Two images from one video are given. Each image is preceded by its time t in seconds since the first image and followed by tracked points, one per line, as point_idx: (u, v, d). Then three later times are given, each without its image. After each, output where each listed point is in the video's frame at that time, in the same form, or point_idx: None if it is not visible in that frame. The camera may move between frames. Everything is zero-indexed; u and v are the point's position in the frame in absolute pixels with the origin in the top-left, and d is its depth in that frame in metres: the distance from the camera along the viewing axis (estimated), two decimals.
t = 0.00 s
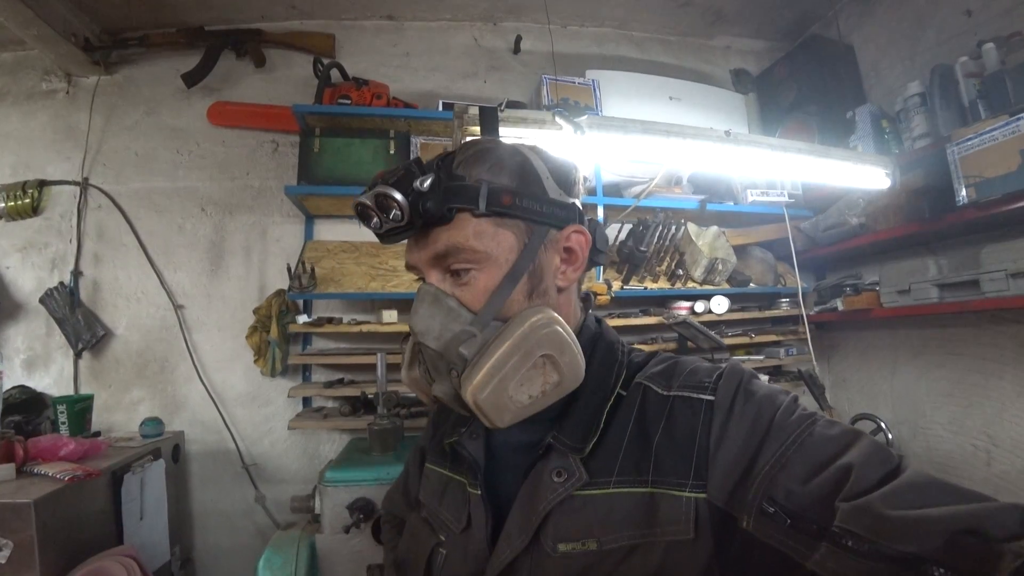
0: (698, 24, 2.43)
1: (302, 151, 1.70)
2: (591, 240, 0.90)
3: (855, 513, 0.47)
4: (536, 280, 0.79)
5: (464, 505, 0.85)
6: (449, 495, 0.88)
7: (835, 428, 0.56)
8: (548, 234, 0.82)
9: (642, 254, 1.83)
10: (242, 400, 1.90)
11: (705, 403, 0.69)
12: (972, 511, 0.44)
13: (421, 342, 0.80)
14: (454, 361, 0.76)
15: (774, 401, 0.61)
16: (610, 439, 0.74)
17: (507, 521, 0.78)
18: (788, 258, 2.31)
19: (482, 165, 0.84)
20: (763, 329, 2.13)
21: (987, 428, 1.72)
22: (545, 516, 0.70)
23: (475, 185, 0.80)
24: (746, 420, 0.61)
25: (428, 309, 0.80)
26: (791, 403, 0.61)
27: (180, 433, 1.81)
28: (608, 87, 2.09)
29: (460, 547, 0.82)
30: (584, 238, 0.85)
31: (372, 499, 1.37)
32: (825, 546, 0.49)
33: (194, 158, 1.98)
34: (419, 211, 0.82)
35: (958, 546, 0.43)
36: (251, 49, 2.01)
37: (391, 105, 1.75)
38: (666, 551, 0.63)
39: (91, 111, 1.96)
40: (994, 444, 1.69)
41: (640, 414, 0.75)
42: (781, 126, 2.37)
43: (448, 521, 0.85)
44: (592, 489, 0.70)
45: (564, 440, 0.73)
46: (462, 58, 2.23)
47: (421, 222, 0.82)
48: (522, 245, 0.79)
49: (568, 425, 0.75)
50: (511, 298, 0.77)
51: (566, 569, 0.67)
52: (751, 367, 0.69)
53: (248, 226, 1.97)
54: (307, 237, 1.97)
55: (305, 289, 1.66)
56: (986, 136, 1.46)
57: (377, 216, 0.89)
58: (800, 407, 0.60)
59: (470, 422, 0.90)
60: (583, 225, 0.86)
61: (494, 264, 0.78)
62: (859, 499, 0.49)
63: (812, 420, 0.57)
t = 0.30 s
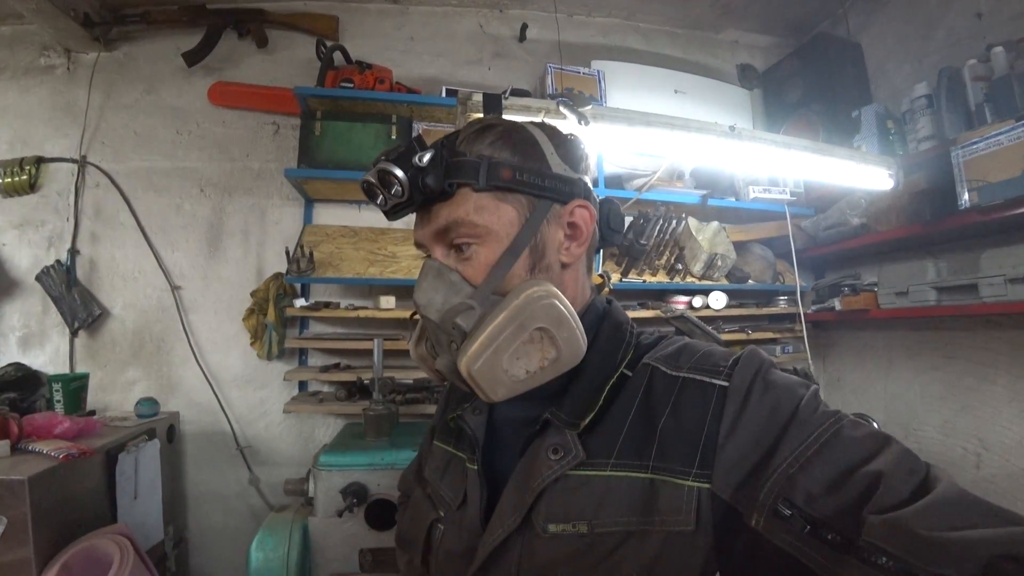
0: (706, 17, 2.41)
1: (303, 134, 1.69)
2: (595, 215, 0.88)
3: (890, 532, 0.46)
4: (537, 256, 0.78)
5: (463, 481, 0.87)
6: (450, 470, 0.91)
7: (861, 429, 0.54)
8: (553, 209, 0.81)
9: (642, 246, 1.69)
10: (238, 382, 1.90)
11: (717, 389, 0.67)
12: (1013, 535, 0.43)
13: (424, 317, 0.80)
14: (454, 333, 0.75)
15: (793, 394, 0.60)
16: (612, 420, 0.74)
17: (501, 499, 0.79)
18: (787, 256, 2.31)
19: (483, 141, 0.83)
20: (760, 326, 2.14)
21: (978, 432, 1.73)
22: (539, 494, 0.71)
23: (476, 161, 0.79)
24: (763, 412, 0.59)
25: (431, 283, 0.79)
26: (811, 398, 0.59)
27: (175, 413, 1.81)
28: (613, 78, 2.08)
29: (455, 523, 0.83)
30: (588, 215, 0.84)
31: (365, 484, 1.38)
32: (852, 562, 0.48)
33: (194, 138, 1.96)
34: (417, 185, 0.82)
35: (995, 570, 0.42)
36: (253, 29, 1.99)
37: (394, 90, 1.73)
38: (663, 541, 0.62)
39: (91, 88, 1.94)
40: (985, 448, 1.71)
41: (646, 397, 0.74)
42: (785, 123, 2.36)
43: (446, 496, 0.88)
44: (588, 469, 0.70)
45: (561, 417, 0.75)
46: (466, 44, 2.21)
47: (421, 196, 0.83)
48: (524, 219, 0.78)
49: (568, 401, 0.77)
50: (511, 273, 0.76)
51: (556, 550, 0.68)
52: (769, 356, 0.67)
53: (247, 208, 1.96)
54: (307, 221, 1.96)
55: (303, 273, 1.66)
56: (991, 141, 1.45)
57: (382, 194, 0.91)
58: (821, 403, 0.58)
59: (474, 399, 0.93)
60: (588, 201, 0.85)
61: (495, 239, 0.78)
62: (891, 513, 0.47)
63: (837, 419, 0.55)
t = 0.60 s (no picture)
0: (709, 12, 2.39)
1: (300, 117, 1.67)
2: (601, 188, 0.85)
3: (918, 554, 0.45)
4: (537, 231, 0.77)
5: (466, 472, 0.87)
6: (455, 462, 0.92)
7: (887, 439, 0.53)
8: (553, 182, 0.79)
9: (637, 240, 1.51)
10: (228, 365, 1.89)
11: (735, 387, 0.66)
12: None
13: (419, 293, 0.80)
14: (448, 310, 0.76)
15: (815, 396, 0.58)
16: (621, 416, 0.73)
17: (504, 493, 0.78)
18: (781, 254, 2.32)
19: (484, 112, 0.83)
20: (752, 323, 2.15)
21: (962, 434, 1.76)
22: (542, 494, 0.70)
23: (475, 130, 0.79)
24: (782, 415, 0.58)
25: (426, 258, 0.79)
26: (833, 401, 0.58)
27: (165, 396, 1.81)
28: (614, 70, 2.06)
29: (457, 514, 0.83)
30: (593, 189, 0.82)
31: (354, 470, 1.38)
32: None
33: (189, 118, 1.93)
34: (413, 152, 0.83)
35: None
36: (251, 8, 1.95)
37: (393, 75, 1.71)
38: (674, 545, 0.61)
39: (84, 64, 1.90)
40: (968, 450, 1.73)
41: (658, 393, 0.74)
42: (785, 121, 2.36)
43: (449, 485, 0.89)
44: (596, 467, 0.70)
45: (569, 411, 0.74)
46: (468, 31, 2.19)
47: (417, 164, 0.84)
48: (523, 192, 0.77)
49: (575, 396, 0.76)
50: (508, 248, 0.75)
51: (559, 549, 0.67)
52: (789, 354, 0.66)
53: (242, 191, 1.94)
54: (301, 205, 1.95)
55: (297, 257, 1.65)
56: (987, 146, 1.46)
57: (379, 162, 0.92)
58: (844, 408, 0.57)
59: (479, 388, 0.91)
60: (592, 175, 0.82)
61: (492, 212, 0.77)
62: (918, 530, 0.46)
63: (862, 427, 0.54)
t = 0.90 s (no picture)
0: (704, 10, 2.40)
1: (292, 107, 1.65)
2: (617, 185, 0.87)
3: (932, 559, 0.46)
4: (555, 227, 0.77)
5: (474, 471, 0.85)
6: (458, 459, 0.90)
7: (907, 442, 0.53)
8: (571, 175, 0.80)
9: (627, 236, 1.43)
10: (217, 356, 1.88)
11: (754, 388, 0.65)
12: None
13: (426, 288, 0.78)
14: (457, 310, 0.74)
15: (834, 398, 0.58)
16: (638, 418, 0.72)
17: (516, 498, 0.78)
18: (771, 253, 2.35)
19: (501, 99, 0.82)
20: (740, 321, 2.17)
21: (943, 433, 1.79)
22: (557, 500, 0.70)
23: (494, 116, 0.78)
24: (800, 418, 0.58)
25: (436, 250, 0.78)
26: (851, 403, 0.57)
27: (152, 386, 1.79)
28: (608, 67, 2.06)
29: (468, 515, 0.83)
30: (611, 183, 0.84)
31: (343, 463, 1.38)
32: None
33: (179, 106, 1.91)
34: (428, 134, 0.80)
35: None
36: None
37: (387, 66, 1.70)
38: (695, 548, 0.62)
39: (72, 49, 1.86)
40: (949, 449, 1.76)
41: (674, 393, 0.73)
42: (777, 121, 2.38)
43: (454, 484, 0.87)
44: (612, 472, 0.69)
45: (584, 416, 0.73)
46: (463, 24, 2.17)
47: (431, 147, 0.81)
48: (542, 182, 0.78)
49: (589, 399, 0.74)
50: (526, 242, 0.75)
51: (578, 556, 0.68)
52: (807, 354, 0.66)
53: (232, 180, 1.92)
54: (292, 195, 1.93)
55: (286, 249, 1.64)
56: (975, 151, 1.48)
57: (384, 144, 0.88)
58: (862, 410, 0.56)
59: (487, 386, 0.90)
60: (608, 169, 0.84)
61: (510, 203, 0.76)
62: (934, 536, 0.47)
63: (881, 430, 0.54)
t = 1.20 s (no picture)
0: (698, 15, 2.42)
1: (283, 103, 1.64)
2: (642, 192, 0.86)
3: None
4: (569, 237, 0.76)
5: (489, 484, 0.85)
6: (471, 470, 0.90)
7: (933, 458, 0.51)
8: (592, 180, 0.78)
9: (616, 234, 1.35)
10: (204, 354, 1.86)
11: (777, 400, 0.64)
12: None
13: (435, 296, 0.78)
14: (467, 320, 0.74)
15: (858, 411, 0.56)
16: (658, 431, 0.71)
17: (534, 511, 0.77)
18: (759, 257, 2.37)
19: (518, 99, 0.81)
20: (729, 324, 2.19)
21: (926, 436, 1.82)
22: (578, 513, 0.69)
23: (508, 117, 0.77)
24: (822, 430, 0.56)
25: (445, 257, 0.78)
26: (875, 417, 0.56)
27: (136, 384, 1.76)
28: (601, 69, 2.07)
29: (483, 527, 0.82)
30: (633, 189, 0.82)
31: (330, 463, 1.37)
32: None
33: (169, 100, 1.88)
34: (437, 136, 0.79)
35: None
36: None
37: (380, 64, 1.69)
38: (718, 564, 0.61)
39: (60, 39, 1.83)
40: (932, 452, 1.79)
41: (694, 403, 0.71)
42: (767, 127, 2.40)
43: (468, 496, 0.86)
44: (634, 485, 0.68)
45: (604, 429, 0.72)
46: (458, 24, 2.17)
47: (439, 149, 0.79)
48: (558, 190, 0.76)
49: (609, 412, 0.73)
50: (538, 252, 0.74)
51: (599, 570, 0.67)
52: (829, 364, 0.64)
53: (222, 176, 1.90)
54: (282, 192, 1.92)
55: (276, 246, 1.62)
56: (960, 159, 1.50)
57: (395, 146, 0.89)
58: (886, 425, 0.55)
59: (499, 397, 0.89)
60: (632, 176, 0.82)
61: (523, 210, 0.75)
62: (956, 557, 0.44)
63: (905, 446, 0.52)
